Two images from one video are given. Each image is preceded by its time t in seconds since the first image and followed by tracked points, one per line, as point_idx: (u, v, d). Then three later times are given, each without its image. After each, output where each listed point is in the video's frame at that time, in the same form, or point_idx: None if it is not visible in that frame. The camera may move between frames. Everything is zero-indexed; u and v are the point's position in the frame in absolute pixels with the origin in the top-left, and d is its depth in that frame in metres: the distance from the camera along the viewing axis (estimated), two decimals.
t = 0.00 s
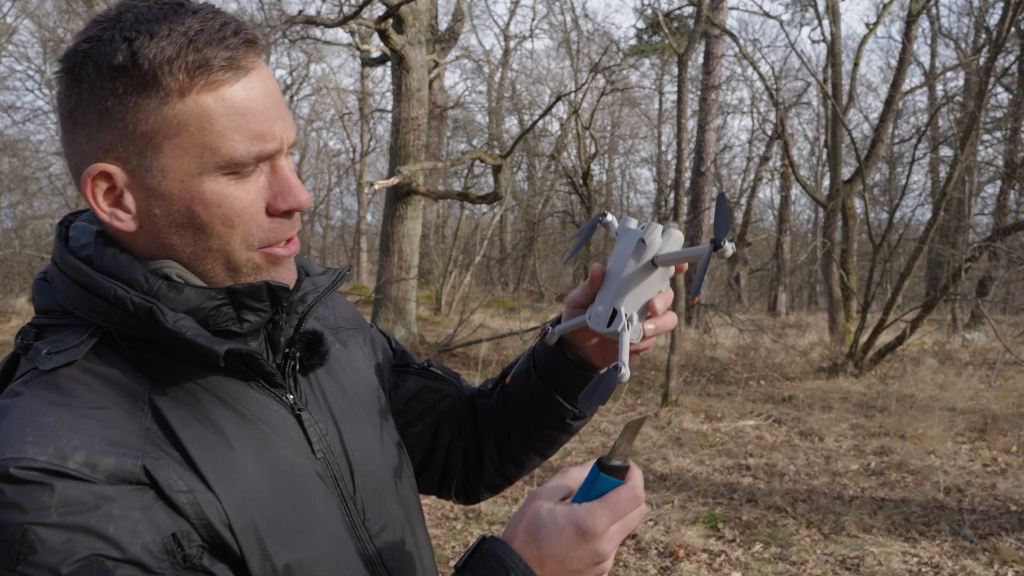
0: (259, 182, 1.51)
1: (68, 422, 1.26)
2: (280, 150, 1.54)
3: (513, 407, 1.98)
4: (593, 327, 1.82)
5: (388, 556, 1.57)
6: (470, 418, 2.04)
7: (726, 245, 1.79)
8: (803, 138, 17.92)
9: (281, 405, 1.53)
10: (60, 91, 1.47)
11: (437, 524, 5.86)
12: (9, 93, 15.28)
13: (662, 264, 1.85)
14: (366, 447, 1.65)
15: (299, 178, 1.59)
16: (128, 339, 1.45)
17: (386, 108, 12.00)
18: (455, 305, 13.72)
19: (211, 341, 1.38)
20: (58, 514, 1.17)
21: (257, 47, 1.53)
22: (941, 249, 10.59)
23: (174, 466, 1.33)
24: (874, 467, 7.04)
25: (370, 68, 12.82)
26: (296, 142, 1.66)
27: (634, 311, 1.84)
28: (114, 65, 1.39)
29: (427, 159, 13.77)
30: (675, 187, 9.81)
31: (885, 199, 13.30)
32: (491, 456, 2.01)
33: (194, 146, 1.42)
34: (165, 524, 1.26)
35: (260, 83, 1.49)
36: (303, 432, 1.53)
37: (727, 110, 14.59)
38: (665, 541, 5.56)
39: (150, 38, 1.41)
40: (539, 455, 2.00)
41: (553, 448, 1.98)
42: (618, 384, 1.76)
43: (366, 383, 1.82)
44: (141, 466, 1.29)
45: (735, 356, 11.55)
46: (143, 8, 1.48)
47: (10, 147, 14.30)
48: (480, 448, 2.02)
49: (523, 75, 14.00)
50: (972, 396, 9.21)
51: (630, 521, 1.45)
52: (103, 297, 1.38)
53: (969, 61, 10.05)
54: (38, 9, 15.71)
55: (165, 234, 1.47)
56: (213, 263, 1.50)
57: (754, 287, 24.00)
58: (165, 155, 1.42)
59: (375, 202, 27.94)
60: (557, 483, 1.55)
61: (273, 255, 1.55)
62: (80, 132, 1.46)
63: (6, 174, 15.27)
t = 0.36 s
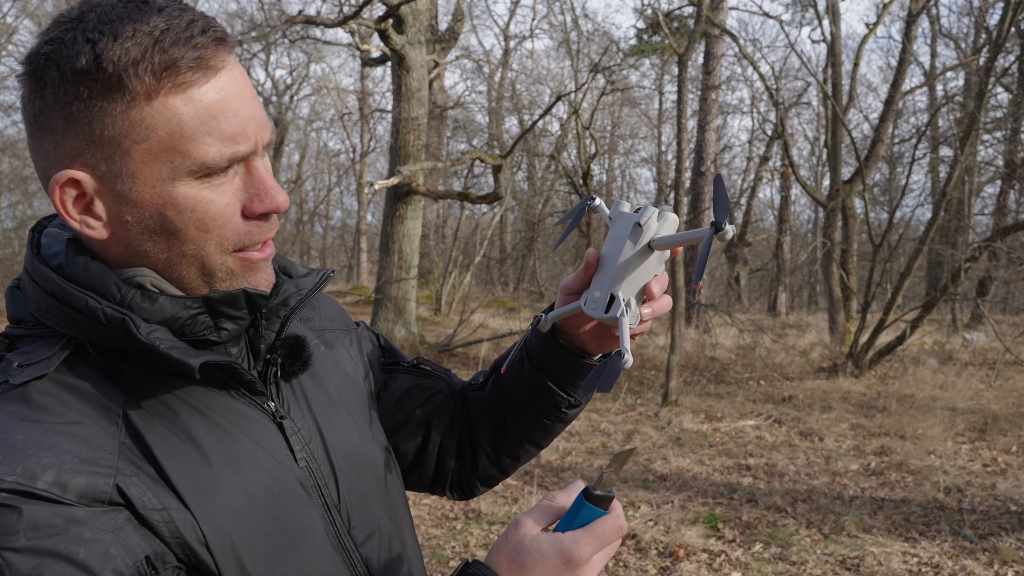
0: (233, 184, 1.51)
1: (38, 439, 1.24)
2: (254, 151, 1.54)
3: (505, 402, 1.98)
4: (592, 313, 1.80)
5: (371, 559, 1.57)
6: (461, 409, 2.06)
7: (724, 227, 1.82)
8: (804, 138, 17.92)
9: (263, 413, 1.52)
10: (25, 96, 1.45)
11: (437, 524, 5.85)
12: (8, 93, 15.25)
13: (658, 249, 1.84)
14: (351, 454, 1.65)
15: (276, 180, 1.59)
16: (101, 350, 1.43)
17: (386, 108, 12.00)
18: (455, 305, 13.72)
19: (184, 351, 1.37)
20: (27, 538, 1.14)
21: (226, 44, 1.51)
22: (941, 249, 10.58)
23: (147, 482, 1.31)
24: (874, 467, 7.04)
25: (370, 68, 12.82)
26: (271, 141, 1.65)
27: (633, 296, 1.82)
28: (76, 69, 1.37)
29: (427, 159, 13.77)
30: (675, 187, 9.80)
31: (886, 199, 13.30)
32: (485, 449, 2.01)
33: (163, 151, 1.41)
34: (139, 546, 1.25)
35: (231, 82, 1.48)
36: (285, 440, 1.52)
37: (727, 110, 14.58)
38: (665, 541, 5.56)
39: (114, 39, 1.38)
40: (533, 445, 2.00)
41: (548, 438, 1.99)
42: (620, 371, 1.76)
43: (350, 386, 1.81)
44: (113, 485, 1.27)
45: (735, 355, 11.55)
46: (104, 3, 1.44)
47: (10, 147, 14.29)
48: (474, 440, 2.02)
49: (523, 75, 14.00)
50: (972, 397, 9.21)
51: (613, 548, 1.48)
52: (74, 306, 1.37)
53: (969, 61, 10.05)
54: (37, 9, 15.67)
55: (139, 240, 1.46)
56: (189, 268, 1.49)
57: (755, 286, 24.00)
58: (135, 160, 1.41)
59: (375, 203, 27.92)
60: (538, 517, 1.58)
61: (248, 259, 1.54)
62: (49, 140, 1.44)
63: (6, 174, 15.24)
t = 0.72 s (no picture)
0: (229, 178, 1.51)
1: (32, 436, 1.23)
2: (249, 145, 1.54)
3: (507, 406, 1.98)
4: (596, 316, 1.80)
5: (367, 561, 1.57)
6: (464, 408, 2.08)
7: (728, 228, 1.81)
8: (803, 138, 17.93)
9: (261, 412, 1.52)
10: (21, 92, 1.46)
11: (437, 524, 5.85)
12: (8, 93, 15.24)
13: (661, 251, 1.85)
14: (349, 455, 1.64)
15: (272, 173, 1.60)
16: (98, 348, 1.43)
17: (386, 108, 12.00)
18: (455, 305, 13.71)
19: (180, 348, 1.37)
20: (17, 536, 1.12)
21: (219, 37, 1.52)
22: (940, 249, 10.58)
23: (141, 481, 1.31)
24: (874, 467, 7.04)
25: (370, 68, 12.83)
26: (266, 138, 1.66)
27: (635, 299, 1.83)
28: (71, 63, 1.38)
29: (427, 159, 13.77)
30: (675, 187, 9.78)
31: (886, 199, 13.31)
32: (485, 456, 2.02)
33: (158, 143, 1.41)
34: (131, 547, 1.24)
35: (225, 75, 1.48)
36: (283, 440, 1.52)
37: (726, 110, 14.59)
38: (666, 541, 5.56)
39: (108, 32, 1.39)
40: (534, 451, 2.00)
41: (548, 444, 1.99)
42: (623, 373, 1.81)
43: (349, 387, 1.80)
44: (106, 482, 1.26)
45: (734, 355, 11.55)
46: None
47: (9, 147, 14.28)
48: (474, 445, 2.03)
49: (523, 75, 13.99)
50: (973, 396, 9.21)
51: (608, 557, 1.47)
52: (70, 302, 1.37)
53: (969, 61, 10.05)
54: (37, 9, 15.65)
55: (135, 235, 1.46)
56: (185, 263, 1.49)
57: (755, 286, 24.00)
58: (129, 153, 1.41)
59: (375, 203, 27.92)
60: (535, 530, 1.57)
61: (244, 254, 1.54)
62: (45, 135, 1.44)
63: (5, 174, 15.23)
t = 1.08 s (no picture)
0: (262, 177, 1.51)
1: (65, 419, 1.27)
2: (283, 145, 1.53)
3: (536, 416, 1.90)
4: (622, 326, 1.73)
5: (391, 559, 1.54)
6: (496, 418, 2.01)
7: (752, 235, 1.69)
8: (803, 138, 17.93)
9: (290, 408, 1.51)
10: (72, 97, 1.49)
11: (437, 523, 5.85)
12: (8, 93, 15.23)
13: (686, 261, 1.75)
14: (378, 453, 1.62)
15: (304, 173, 1.58)
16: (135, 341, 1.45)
17: (385, 108, 12.00)
18: (455, 305, 13.72)
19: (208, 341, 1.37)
20: (44, 512, 1.16)
21: (255, 44, 1.53)
22: (941, 249, 10.58)
23: (166, 466, 1.32)
24: (874, 467, 7.03)
25: (369, 68, 12.83)
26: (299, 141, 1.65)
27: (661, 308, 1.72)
28: (117, 66, 1.40)
29: (427, 159, 13.76)
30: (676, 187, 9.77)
31: (886, 199, 13.31)
32: (516, 468, 1.95)
33: (195, 142, 1.42)
34: (152, 529, 1.26)
35: (260, 78, 1.49)
36: (310, 436, 1.50)
37: (726, 110, 14.60)
38: (665, 541, 5.56)
39: (151, 38, 1.42)
40: (565, 465, 1.93)
41: (579, 459, 1.92)
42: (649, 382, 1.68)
43: (384, 386, 1.78)
44: (131, 466, 1.28)
45: (735, 355, 11.55)
46: (148, 13, 1.50)
47: (10, 147, 14.28)
48: (506, 455, 1.97)
49: (523, 75, 13.98)
50: (973, 396, 9.20)
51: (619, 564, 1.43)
52: (107, 295, 1.39)
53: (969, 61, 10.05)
54: (37, 9, 15.64)
55: (172, 231, 1.47)
56: (219, 259, 1.49)
57: (755, 287, 24.00)
58: (169, 151, 1.42)
59: (375, 203, 27.93)
60: (548, 534, 1.54)
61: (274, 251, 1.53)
62: (91, 136, 1.47)
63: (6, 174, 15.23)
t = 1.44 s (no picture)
0: (342, 169, 1.48)
1: (154, 395, 1.31)
2: (362, 139, 1.50)
3: (599, 411, 1.80)
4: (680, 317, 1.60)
5: (453, 543, 1.48)
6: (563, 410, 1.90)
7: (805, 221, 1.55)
8: (803, 138, 17.93)
9: (360, 394, 1.47)
10: (174, 97, 1.53)
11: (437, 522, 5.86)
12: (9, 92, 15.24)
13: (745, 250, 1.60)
14: (446, 440, 1.56)
15: (383, 167, 1.55)
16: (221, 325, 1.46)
17: (385, 108, 12.00)
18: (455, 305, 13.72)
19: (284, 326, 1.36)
20: (130, 479, 1.21)
21: (339, 46, 1.52)
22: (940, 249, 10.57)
23: (241, 442, 1.32)
24: (874, 467, 7.03)
25: (370, 68, 12.84)
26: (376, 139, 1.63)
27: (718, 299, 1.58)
28: (215, 65, 1.43)
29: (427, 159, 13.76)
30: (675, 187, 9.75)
31: (886, 199, 13.32)
32: (583, 464, 1.84)
33: (283, 133, 1.42)
34: (225, 500, 1.26)
35: (344, 76, 1.48)
36: (377, 419, 1.46)
37: (726, 110, 14.60)
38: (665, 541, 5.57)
39: (244, 40, 1.44)
40: (631, 462, 1.81)
41: (645, 456, 1.80)
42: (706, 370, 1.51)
43: (457, 376, 1.72)
44: (208, 440, 1.29)
45: (735, 355, 11.56)
46: (245, 20, 1.53)
47: (10, 147, 14.30)
48: (572, 452, 1.86)
49: (523, 75, 13.98)
50: (972, 396, 9.21)
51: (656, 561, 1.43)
52: (196, 281, 1.41)
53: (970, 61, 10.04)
54: (38, 9, 15.64)
55: (260, 219, 1.47)
56: (300, 245, 1.47)
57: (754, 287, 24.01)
58: (258, 143, 1.43)
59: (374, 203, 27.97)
60: (592, 528, 1.54)
61: (351, 240, 1.50)
62: (189, 130, 1.50)
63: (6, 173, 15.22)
